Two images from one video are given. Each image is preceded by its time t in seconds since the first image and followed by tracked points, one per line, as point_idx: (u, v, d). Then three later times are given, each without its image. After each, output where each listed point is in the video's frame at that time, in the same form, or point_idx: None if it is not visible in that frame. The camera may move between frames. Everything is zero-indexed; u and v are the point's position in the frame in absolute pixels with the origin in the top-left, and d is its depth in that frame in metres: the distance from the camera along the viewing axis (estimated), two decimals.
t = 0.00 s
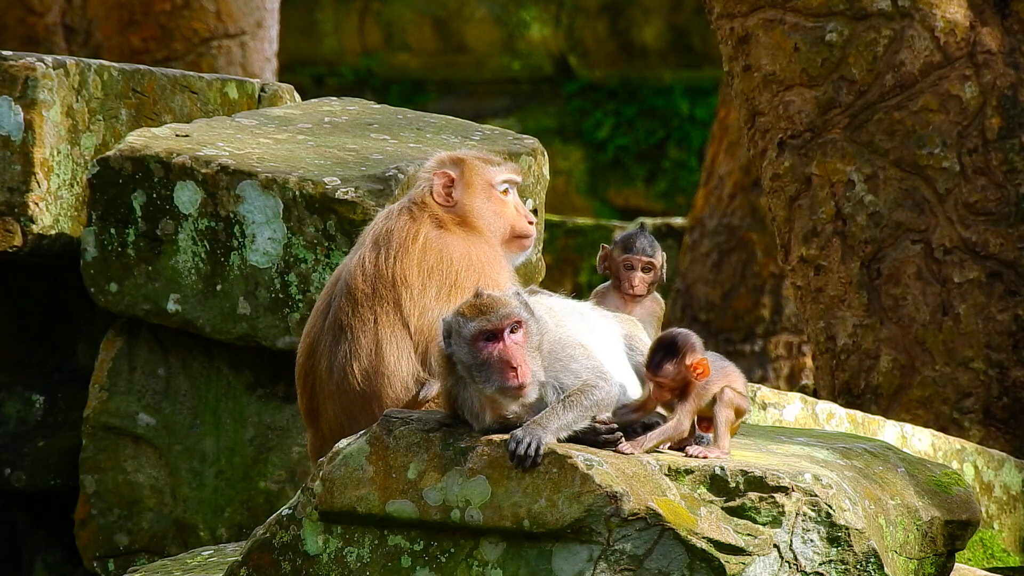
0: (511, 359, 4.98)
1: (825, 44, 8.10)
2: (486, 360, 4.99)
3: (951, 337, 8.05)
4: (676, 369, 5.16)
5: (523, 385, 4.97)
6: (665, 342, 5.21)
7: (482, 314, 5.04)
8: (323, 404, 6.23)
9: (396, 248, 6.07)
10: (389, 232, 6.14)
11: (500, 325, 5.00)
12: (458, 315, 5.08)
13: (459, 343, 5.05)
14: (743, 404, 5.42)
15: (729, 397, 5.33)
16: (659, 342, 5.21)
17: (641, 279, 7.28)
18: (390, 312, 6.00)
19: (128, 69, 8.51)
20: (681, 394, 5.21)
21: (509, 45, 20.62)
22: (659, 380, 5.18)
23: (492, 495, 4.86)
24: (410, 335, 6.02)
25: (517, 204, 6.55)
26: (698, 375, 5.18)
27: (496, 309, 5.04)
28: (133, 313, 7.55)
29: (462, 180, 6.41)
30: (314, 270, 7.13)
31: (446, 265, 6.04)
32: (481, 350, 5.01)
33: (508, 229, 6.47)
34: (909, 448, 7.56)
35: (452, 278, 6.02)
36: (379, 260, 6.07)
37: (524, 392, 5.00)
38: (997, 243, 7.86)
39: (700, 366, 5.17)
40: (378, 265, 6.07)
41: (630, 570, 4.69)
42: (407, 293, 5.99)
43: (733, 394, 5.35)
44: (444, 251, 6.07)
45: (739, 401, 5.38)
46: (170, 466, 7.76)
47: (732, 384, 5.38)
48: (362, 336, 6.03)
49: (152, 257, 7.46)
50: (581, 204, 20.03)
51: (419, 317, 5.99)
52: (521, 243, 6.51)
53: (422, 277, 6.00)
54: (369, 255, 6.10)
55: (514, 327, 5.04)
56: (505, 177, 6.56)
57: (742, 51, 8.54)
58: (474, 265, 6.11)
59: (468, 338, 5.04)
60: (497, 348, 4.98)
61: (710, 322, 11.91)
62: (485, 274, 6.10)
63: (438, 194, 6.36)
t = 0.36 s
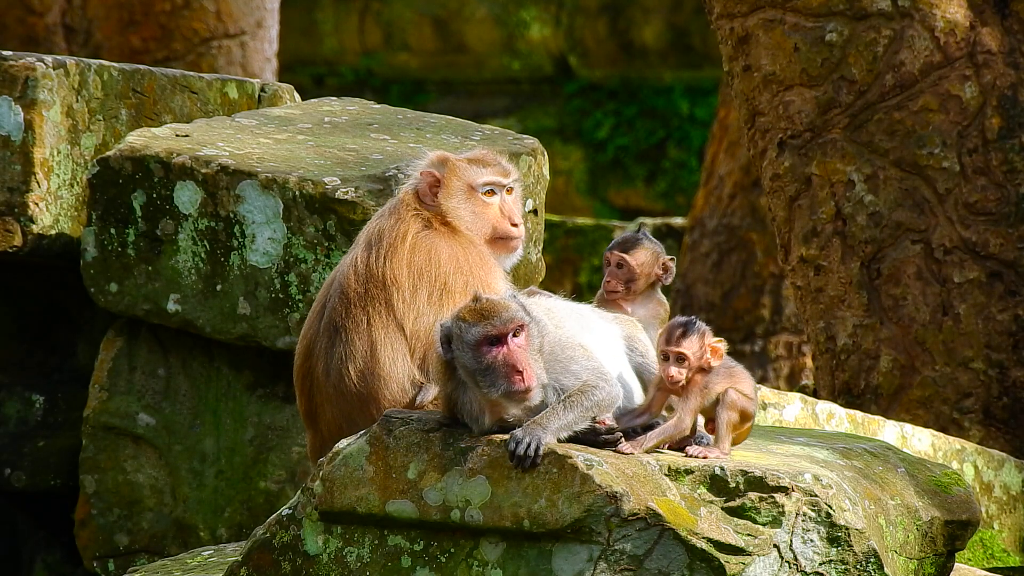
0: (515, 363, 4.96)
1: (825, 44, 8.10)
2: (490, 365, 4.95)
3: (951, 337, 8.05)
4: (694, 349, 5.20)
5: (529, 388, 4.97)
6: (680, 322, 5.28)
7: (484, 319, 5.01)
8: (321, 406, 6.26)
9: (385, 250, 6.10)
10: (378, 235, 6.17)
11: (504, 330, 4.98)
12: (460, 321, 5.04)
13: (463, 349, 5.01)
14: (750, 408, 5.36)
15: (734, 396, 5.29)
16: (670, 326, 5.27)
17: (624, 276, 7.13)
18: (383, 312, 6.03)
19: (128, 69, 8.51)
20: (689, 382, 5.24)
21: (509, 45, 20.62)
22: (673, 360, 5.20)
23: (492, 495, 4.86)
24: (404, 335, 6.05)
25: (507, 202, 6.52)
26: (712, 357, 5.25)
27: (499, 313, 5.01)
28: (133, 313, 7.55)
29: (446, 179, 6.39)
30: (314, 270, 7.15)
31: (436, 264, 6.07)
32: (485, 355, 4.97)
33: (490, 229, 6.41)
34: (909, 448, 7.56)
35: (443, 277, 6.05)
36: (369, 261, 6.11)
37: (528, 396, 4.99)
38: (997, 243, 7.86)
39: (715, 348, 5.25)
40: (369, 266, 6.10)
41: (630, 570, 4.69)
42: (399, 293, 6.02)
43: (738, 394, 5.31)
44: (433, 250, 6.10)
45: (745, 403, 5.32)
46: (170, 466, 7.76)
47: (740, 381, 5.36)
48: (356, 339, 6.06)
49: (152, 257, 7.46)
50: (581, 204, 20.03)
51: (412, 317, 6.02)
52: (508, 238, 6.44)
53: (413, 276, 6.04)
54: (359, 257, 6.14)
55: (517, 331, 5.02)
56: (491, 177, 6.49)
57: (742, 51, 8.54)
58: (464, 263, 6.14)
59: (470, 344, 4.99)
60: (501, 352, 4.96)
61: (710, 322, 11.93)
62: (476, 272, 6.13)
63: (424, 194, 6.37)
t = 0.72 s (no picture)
0: (518, 364, 4.95)
1: (825, 44, 8.10)
2: (493, 368, 4.94)
3: (951, 337, 8.05)
4: (698, 341, 5.25)
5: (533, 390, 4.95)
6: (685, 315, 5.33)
7: (485, 323, 5.00)
8: (320, 406, 6.27)
9: (384, 251, 6.10)
10: (377, 234, 6.17)
11: (505, 334, 4.98)
12: (460, 326, 5.04)
13: (463, 352, 5.01)
14: (748, 414, 5.29)
15: (733, 395, 5.26)
16: (672, 320, 5.32)
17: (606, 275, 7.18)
18: (381, 313, 6.03)
19: (128, 69, 8.51)
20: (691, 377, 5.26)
21: (509, 45, 20.62)
22: (677, 352, 5.23)
23: (492, 495, 4.86)
24: (403, 335, 6.05)
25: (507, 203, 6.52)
26: (714, 350, 5.29)
27: (498, 316, 5.01)
28: (133, 313, 7.55)
29: (445, 179, 6.39)
30: (314, 270, 7.15)
31: (434, 265, 6.07)
32: (486, 358, 4.96)
33: (490, 229, 6.41)
34: (909, 448, 7.56)
35: (442, 277, 6.05)
36: (368, 261, 6.12)
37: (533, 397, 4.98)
38: (997, 242, 7.86)
39: (716, 340, 5.30)
40: (367, 266, 6.11)
41: (630, 570, 4.69)
42: (397, 293, 6.02)
43: (734, 396, 5.26)
44: (432, 250, 6.11)
45: (742, 408, 5.26)
46: (170, 466, 7.76)
47: (743, 383, 5.32)
48: (355, 339, 6.07)
49: (152, 257, 7.46)
50: (581, 204, 20.04)
51: (411, 317, 6.03)
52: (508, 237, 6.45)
53: (412, 276, 6.03)
54: (358, 257, 6.14)
55: (518, 333, 5.01)
56: (491, 178, 6.48)
57: (742, 51, 8.54)
58: (463, 263, 6.14)
59: (471, 347, 4.99)
60: (503, 355, 4.95)
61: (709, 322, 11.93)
62: (474, 272, 6.13)
63: (423, 194, 6.37)
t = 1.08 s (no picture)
0: (530, 354, 4.99)
1: (826, 44, 8.10)
2: (505, 359, 4.97)
3: (951, 337, 8.05)
4: (696, 336, 5.26)
5: (546, 379, 4.98)
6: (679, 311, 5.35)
7: (494, 316, 5.05)
8: (320, 405, 6.28)
9: (379, 251, 6.11)
10: (373, 235, 6.19)
11: (517, 324, 5.02)
12: (469, 320, 5.06)
13: (473, 344, 5.03)
14: (745, 412, 5.30)
15: (728, 392, 5.27)
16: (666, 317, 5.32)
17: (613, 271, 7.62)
18: (378, 312, 6.05)
19: (128, 69, 8.51)
20: (688, 373, 5.26)
21: (509, 45, 20.61)
22: (677, 349, 5.23)
23: (492, 495, 4.86)
24: (400, 334, 6.06)
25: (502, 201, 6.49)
26: (709, 347, 5.34)
27: (506, 310, 5.06)
28: (133, 313, 7.55)
29: (436, 179, 6.36)
30: (314, 270, 7.15)
31: (430, 264, 6.08)
32: (498, 350, 4.99)
33: (481, 229, 6.35)
34: (909, 448, 7.56)
35: (438, 276, 6.06)
36: (364, 261, 6.13)
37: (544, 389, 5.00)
38: (997, 242, 7.86)
39: (711, 337, 5.34)
40: (364, 266, 6.12)
41: (630, 570, 4.69)
42: (393, 293, 6.03)
43: (729, 394, 5.26)
44: (427, 250, 6.11)
45: (739, 407, 5.26)
46: (170, 466, 7.76)
47: (739, 381, 5.35)
48: (352, 339, 6.09)
49: (152, 257, 7.46)
50: (581, 204, 20.04)
51: (408, 316, 6.04)
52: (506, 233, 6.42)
53: (407, 276, 6.04)
54: (355, 258, 6.17)
55: (527, 325, 5.05)
56: (482, 177, 6.42)
57: (742, 51, 8.54)
58: (458, 263, 6.14)
59: (483, 339, 5.01)
60: (515, 345, 4.99)
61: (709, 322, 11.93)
62: (470, 271, 6.14)
63: (417, 194, 6.35)
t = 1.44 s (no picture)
0: (531, 344, 4.98)
1: (826, 44, 8.10)
2: (506, 346, 4.97)
3: (951, 337, 8.05)
4: (698, 339, 5.24)
5: (545, 370, 4.96)
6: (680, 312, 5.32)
7: (500, 301, 5.07)
8: (320, 405, 6.30)
9: (377, 251, 6.14)
10: (371, 235, 6.21)
11: (521, 310, 5.03)
12: (476, 304, 5.09)
13: (477, 328, 5.05)
14: (746, 412, 5.30)
15: (729, 393, 5.27)
16: (668, 318, 5.29)
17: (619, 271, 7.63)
18: (376, 312, 6.08)
19: (128, 69, 8.52)
20: (689, 374, 5.24)
21: (509, 45, 20.61)
22: (680, 350, 5.22)
23: (492, 495, 4.86)
24: (398, 334, 6.10)
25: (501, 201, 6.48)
26: (710, 347, 5.33)
27: (512, 296, 5.08)
28: (133, 313, 7.55)
29: (433, 179, 6.36)
30: (314, 270, 7.15)
31: (428, 264, 6.11)
32: (499, 337, 5.00)
33: (478, 230, 6.34)
34: (909, 448, 7.56)
35: (436, 277, 6.10)
36: (363, 260, 6.16)
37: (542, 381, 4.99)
38: (997, 242, 7.86)
39: (712, 338, 5.33)
40: (362, 265, 6.15)
41: (630, 570, 4.70)
42: (391, 292, 6.07)
43: (729, 395, 5.26)
44: (425, 250, 6.14)
45: (739, 407, 5.26)
46: (170, 466, 7.76)
47: (739, 381, 5.35)
48: (351, 338, 6.12)
49: (152, 257, 7.46)
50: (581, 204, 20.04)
51: (406, 316, 6.08)
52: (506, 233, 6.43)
53: (405, 276, 6.08)
54: (354, 257, 6.20)
55: (531, 313, 5.06)
56: (479, 177, 6.40)
57: (742, 51, 8.55)
58: (455, 263, 6.18)
59: (486, 324, 5.03)
60: (517, 332, 4.99)
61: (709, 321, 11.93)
62: (467, 271, 6.18)
63: (415, 194, 6.36)
